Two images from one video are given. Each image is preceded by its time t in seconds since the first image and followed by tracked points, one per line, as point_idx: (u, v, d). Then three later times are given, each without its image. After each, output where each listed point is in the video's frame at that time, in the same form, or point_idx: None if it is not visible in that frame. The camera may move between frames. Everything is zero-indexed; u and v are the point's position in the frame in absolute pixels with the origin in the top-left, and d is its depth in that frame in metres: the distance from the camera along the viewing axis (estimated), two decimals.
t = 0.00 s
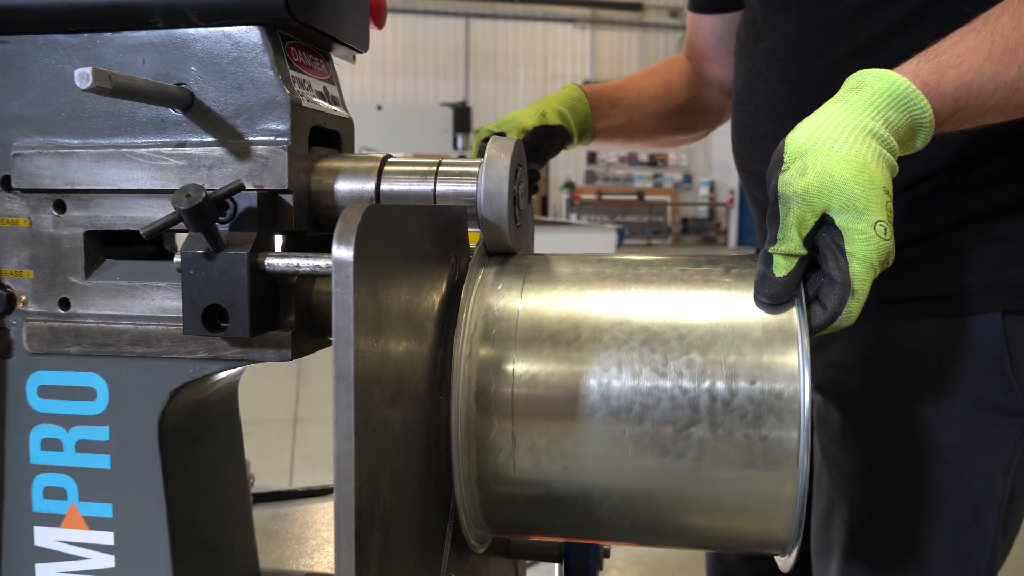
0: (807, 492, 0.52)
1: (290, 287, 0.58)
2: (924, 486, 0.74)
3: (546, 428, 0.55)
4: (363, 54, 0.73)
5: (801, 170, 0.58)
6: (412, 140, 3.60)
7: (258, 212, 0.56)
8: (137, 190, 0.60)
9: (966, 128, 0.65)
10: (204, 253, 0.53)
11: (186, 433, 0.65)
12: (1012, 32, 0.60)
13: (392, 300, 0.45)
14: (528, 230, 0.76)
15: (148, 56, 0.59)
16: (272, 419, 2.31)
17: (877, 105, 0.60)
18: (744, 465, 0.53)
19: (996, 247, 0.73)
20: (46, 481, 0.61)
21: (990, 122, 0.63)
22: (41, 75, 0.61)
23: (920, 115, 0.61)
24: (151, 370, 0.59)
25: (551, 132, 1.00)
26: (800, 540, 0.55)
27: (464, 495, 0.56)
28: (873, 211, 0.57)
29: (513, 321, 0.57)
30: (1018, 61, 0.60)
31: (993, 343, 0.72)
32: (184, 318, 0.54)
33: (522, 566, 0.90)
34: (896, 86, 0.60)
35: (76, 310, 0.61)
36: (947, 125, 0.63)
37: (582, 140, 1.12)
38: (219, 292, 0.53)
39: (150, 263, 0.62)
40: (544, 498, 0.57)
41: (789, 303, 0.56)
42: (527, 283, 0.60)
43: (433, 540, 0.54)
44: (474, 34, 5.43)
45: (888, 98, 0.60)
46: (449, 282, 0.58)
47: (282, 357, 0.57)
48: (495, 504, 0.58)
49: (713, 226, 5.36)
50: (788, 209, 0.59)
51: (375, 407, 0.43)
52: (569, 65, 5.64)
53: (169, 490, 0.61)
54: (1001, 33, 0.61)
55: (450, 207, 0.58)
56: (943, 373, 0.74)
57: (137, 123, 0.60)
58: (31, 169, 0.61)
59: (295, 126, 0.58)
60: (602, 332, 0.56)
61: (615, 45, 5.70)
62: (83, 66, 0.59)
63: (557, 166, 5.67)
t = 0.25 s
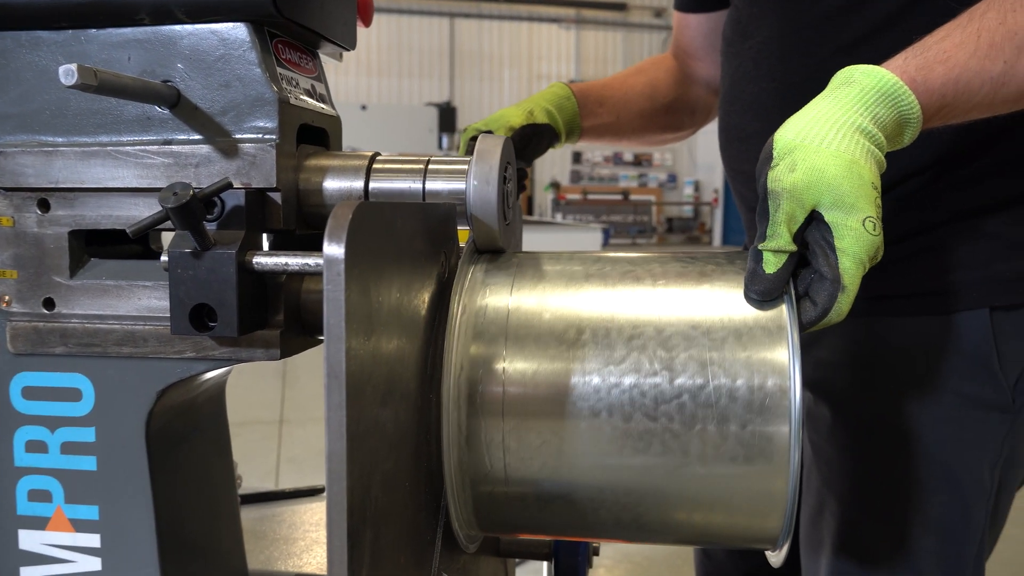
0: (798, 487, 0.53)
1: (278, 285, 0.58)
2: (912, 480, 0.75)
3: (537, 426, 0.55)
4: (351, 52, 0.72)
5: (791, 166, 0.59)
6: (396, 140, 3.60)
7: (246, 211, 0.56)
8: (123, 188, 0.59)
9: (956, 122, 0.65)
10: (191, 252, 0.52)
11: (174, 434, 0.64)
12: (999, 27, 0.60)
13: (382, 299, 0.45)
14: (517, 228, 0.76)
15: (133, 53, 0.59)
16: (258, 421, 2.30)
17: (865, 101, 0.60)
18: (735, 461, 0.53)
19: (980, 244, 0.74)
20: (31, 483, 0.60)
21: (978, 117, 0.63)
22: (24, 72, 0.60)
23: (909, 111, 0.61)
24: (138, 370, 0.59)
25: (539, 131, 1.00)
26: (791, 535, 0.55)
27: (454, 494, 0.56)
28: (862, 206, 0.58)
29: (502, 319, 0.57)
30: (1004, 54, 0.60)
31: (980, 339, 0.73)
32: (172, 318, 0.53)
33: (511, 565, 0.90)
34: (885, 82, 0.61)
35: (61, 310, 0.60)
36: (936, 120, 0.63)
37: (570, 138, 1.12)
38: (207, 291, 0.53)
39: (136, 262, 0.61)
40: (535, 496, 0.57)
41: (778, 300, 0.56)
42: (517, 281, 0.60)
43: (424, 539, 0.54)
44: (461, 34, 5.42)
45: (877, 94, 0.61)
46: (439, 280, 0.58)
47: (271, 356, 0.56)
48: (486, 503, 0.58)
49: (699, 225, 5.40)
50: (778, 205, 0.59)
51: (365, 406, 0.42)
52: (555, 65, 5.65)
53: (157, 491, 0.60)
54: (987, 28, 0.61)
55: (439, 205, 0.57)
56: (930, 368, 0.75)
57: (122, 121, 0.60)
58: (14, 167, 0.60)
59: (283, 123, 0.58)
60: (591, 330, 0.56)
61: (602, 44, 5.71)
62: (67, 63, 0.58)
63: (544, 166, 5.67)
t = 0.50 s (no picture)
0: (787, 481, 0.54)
1: (268, 283, 0.58)
2: (896, 474, 0.76)
3: (529, 423, 0.55)
4: (340, 50, 0.72)
5: (781, 163, 0.59)
6: (383, 140, 3.59)
7: (236, 208, 0.56)
8: (111, 186, 0.59)
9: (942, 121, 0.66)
10: (181, 250, 0.52)
11: (163, 432, 0.64)
12: (985, 27, 0.61)
13: (374, 295, 0.45)
14: (507, 226, 0.76)
15: (122, 50, 0.59)
16: (246, 421, 2.29)
17: (854, 99, 0.61)
18: (726, 456, 0.54)
19: (963, 243, 0.75)
20: (18, 483, 0.60)
21: (964, 115, 0.64)
22: (11, 69, 0.60)
23: (896, 109, 0.62)
24: (126, 369, 0.58)
25: (528, 130, 1.01)
26: (781, 529, 0.56)
27: (447, 490, 0.57)
28: (851, 204, 0.58)
29: (493, 317, 0.58)
30: (990, 54, 0.61)
31: (962, 335, 0.74)
32: (161, 316, 0.53)
33: (501, 562, 0.91)
34: (873, 81, 0.61)
35: (49, 308, 0.60)
36: (923, 118, 0.64)
37: (559, 137, 1.13)
38: (197, 289, 0.53)
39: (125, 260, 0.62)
40: (528, 493, 0.57)
41: (767, 296, 0.57)
42: (509, 278, 0.60)
43: (417, 536, 0.54)
44: (449, 34, 5.42)
45: (865, 92, 0.61)
46: (430, 277, 0.58)
47: (261, 354, 0.56)
48: (478, 499, 0.58)
49: (686, 225, 5.43)
50: (767, 202, 0.60)
51: (358, 403, 0.43)
52: (543, 65, 5.66)
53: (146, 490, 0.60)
54: (974, 28, 0.62)
55: (428, 203, 0.57)
56: (913, 364, 0.76)
57: (110, 118, 0.59)
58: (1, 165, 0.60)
59: (273, 121, 0.58)
60: (582, 326, 0.57)
61: (589, 45, 5.72)
62: (55, 60, 0.58)
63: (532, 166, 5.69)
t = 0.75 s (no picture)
0: (767, 495, 0.54)
1: (261, 282, 0.58)
2: (886, 470, 0.77)
3: (519, 426, 0.56)
4: (333, 49, 0.73)
5: (763, 199, 0.61)
6: (374, 140, 3.58)
7: (229, 207, 0.56)
8: (104, 185, 0.59)
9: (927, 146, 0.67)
10: (174, 249, 0.52)
11: (155, 432, 0.64)
12: (959, 52, 0.62)
13: (368, 295, 0.45)
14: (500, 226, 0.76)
15: (114, 49, 0.59)
16: (237, 422, 2.28)
17: (833, 136, 0.62)
18: (709, 466, 0.54)
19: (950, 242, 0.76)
20: (10, 483, 0.59)
21: (948, 139, 0.64)
22: (2, 68, 0.60)
23: (876, 142, 0.63)
24: (119, 368, 0.58)
25: (520, 130, 1.01)
26: (759, 539, 0.56)
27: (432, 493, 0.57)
28: (832, 239, 0.59)
29: (483, 319, 0.58)
30: (965, 78, 0.61)
31: (950, 334, 0.75)
32: (154, 315, 0.53)
33: (494, 562, 0.91)
34: (852, 116, 0.63)
35: (41, 308, 0.60)
36: (907, 147, 0.65)
37: (550, 136, 1.14)
38: (190, 288, 0.53)
39: (117, 260, 0.62)
40: (516, 496, 0.57)
41: (755, 331, 0.56)
42: (500, 280, 0.60)
43: (410, 535, 0.54)
44: (440, 34, 5.41)
45: (845, 129, 0.63)
46: (423, 277, 0.58)
47: (255, 353, 0.56)
48: (467, 501, 0.59)
49: (676, 226, 5.46)
50: (751, 236, 0.60)
51: (352, 403, 0.43)
52: (533, 65, 5.66)
53: (138, 490, 0.60)
54: (948, 53, 0.62)
55: (423, 201, 0.57)
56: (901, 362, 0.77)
57: (102, 117, 0.59)
58: None
59: (265, 120, 0.58)
60: (574, 326, 0.57)
61: (579, 45, 5.73)
62: (46, 59, 0.58)
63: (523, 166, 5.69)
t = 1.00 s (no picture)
0: (757, 499, 0.54)
1: (255, 285, 0.58)
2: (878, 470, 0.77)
3: (513, 430, 0.56)
4: (326, 51, 0.73)
5: (759, 237, 0.60)
6: (367, 140, 3.58)
7: (222, 210, 0.56)
8: (97, 188, 0.59)
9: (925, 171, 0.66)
10: (168, 252, 0.52)
11: (149, 434, 0.64)
12: (944, 79, 0.61)
13: (362, 298, 0.46)
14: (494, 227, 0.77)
15: (107, 51, 0.59)
16: (230, 423, 2.28)
17: (828, 174, 0.62)
18: (701, 470, 0.55)
19: (942, 243, 0.77)
20: (3, 486, 0.59)
21: (944, 165, 0.64)
22: None
23: (870, 178, 0.63)
24: (113, 371, 0.58)
25: (513, 131, 1.02)
26: (749, 543, 0.57)
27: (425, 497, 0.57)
28: (827, 281, 0.58)
29: (476, 322, 0.58)
30: (954, 104, 0.60)
31: (941, 332, 0.76)
32: (148, 317, 0.53)
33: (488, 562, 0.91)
34: (845, 154, 0.62)
35: (34, 311, 0.60)
36: (903, 176, 0.65)
37: (543, 137, 1.14)
38: (184, 290, 0.53)
39: (110, 262, 0.62)
40: (510, 499, 0.58)
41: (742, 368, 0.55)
42: (494, 283, 0.60)
43: (404, 538, 0.55)
44: (433, 34, 5.41)
45: (839, 167, 0.62)
46: (417, 280, 0.58)
47: (249, 356, 0.56)
48: (461, 504, 0.59)
49: (669, 226, 5.49)
50: (747, 273, 0.58)
51: (347, 406, 0.43)
52: (527, 66, 5.67)
53: (132, 492, 0.60)
54: (934, 81, 0.61)
55: (417, 203, 0.58)
56: (892, 362, 0.78)
57: (95, 119, 0.59)
58: None
59: (259, 122, 0.58)
60: (568, 329, 0.57)
61: (572, 45, 5.74)
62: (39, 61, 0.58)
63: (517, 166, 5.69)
